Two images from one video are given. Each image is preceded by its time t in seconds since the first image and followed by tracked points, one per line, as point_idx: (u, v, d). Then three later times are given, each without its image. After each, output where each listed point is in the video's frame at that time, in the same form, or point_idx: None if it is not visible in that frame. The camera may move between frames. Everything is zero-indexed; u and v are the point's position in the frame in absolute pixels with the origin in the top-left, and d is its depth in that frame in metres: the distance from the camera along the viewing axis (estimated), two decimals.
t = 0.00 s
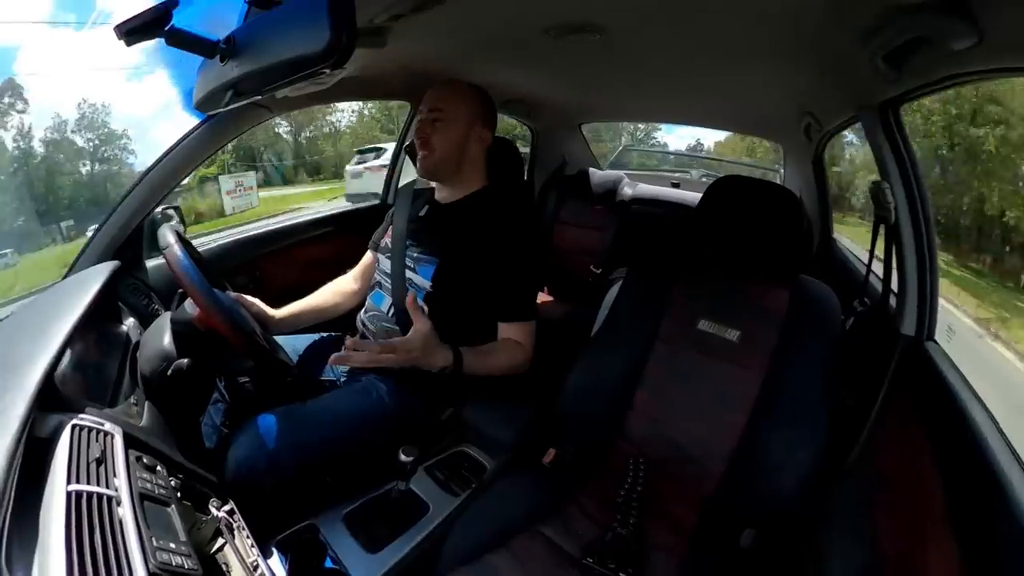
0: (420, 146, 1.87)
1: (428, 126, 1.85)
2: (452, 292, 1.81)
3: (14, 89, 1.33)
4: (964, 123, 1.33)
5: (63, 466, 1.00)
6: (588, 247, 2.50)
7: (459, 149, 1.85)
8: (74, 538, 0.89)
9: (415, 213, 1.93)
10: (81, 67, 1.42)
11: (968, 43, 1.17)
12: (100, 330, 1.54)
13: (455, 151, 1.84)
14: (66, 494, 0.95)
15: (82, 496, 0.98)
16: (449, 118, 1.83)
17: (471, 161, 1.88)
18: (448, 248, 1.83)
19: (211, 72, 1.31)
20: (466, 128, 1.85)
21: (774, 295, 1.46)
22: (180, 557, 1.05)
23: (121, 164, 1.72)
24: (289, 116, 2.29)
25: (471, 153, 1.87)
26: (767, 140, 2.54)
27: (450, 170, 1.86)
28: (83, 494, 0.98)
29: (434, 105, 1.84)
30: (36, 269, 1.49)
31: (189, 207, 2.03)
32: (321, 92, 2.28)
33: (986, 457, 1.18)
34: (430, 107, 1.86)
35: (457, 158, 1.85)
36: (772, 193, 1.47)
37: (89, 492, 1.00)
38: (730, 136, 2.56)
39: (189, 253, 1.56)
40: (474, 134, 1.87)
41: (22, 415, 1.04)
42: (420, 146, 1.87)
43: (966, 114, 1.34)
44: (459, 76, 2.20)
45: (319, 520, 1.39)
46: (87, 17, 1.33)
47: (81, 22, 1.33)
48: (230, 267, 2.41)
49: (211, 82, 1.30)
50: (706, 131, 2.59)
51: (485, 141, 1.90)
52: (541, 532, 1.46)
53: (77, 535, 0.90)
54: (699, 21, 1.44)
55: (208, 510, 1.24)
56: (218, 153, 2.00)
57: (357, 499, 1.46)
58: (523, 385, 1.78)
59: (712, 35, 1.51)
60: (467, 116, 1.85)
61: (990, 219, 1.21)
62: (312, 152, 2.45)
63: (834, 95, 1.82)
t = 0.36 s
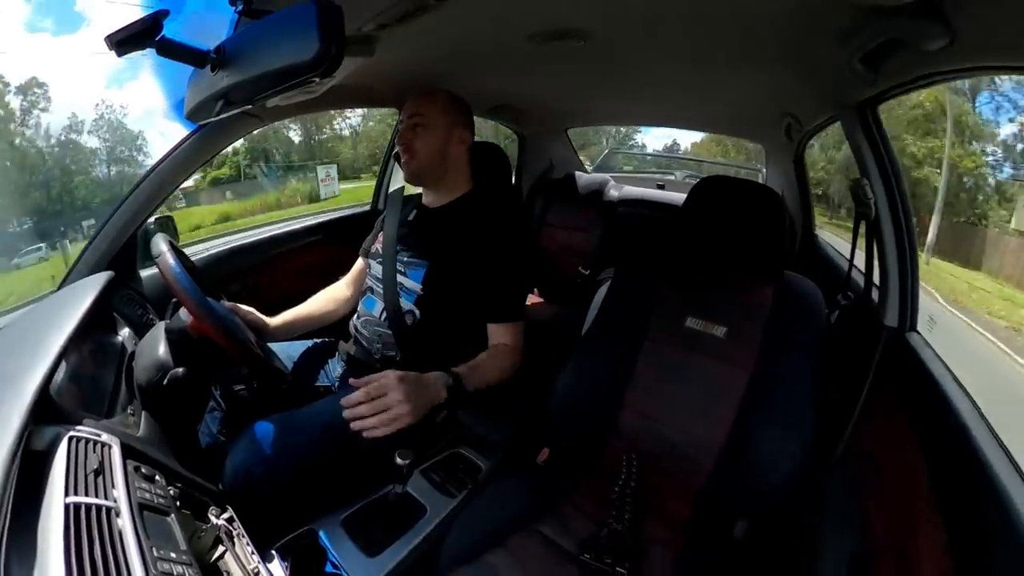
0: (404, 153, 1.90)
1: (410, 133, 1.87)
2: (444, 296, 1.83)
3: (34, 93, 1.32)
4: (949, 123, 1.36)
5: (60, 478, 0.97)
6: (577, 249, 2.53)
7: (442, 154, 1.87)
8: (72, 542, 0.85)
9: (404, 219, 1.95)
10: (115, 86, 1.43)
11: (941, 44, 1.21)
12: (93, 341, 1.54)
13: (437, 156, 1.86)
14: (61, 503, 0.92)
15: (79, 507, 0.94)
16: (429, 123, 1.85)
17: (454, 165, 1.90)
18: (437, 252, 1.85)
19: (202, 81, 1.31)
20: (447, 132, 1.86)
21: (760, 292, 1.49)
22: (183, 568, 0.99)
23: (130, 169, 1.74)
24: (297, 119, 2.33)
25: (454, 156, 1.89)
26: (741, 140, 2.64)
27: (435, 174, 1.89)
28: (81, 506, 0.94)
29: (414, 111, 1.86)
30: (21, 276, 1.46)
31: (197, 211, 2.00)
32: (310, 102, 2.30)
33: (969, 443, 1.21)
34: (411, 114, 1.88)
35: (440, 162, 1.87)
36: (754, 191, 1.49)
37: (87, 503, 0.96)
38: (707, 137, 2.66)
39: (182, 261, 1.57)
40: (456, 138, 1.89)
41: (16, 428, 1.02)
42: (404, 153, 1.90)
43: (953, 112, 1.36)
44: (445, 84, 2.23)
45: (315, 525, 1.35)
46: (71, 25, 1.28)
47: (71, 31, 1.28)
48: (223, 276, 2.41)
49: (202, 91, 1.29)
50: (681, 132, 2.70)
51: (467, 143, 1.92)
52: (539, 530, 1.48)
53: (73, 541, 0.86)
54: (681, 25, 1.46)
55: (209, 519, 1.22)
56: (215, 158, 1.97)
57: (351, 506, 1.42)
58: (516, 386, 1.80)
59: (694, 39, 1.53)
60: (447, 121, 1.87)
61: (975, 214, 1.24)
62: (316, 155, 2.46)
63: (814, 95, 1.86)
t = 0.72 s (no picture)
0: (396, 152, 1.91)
1: (402, 131, 1.88)
2: (437, 293, 1.85)
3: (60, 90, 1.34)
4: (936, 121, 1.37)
5: (57, 479, 0.95)
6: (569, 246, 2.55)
7: (433, 152, 1.88)
8: (68, 545, 0.84)
9: (397, 217, 1.96)
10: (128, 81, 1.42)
11: (925, 48, 1.22)
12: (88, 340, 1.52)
13: (429, 154, 1.88)
14: (58, 504, 0.90)
15: (78, 509, 0.92)
16: (421, 121, 1.86)
17: (446, 164, 1.91)
18: (430, 251, 1.86)
19: (195, 80, 1.32)
20: (439, 132, 1.87)
21: (746, 287, 1.52)
22: (183, 568, 0.98)
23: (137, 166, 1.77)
24: (306, 119, 2.43)
25: (445, 155, 1.90)
26: (730, 140, 2.73)
27: (426, 172, 1.90)
28: (80, 507, 0.93)
29: (408, 110, 1.87)
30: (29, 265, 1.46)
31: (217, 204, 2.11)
32: (302, 101, 2.31)
33: (953, 432, 1.24)
34: (404, 113, 1.89)
35: (431, 160, 1.88)
36: (743, 190, 1.50)
37: (86, 504, 0.95)
38: (688, 140, 2.73)
39: (176, 260, 1.58)
40: (447, 138, 1.89)
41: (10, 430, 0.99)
42: (396, 151, 1.91)
43: (937, 113, 1.37)
44: (437, 83, 2.25)
45: (314, 519, 1.38)
46: (49, 26, 1.25)
47: (59, 30, 1.26)
48: (216, 274, 2.41)
49: (196, 90, 1.30)
50: (665, 132, 2.79)
51: (460, 143, 1.92)
52: (534, 524, 1.49)
53: (69, 544, 0.84)
54: (672, 24, 1.48)
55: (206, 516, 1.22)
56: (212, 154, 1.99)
57: (348, 501, 1.44)
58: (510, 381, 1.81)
59: (684, 37, 1.55)
60: (441, 120, 1.88)
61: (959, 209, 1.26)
62: (324, 152, 2.56)
63: (801, 94, 1.88)
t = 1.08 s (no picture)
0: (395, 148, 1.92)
1: (404, 127, 1.88)
2: (432, 292, 1.86)
3: (91, 88, 1.42)
4: (923, 121, 1.38)
5: (55, 478, 0.96)
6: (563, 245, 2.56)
7: (436, 149, 1.89)
8: (67, 544, 0.85)
9: (393, 216, 1.96)
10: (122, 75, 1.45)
11: (915, 52, 1.24)
12: (85, 339, 1.53)
13: (432, 151, 1.88)
14: (54, 505, 0.91)
15: (76, 508, 0.93)
16: (426, 118, 1.86)
17: (446, 163, 1.92)
18: (425, 250, 1.87)
19: (191, 79, 1.33)
20: (442, 129, 1.88)
21: (738, 286, 1.54)
22: (180, 566, 0.99)
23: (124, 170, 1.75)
24: (316, 122, 2.56)
25: (447, 153, 1.91)
26: (721, 141, 2.73)
27: (427, 169, 1.90)
28: (78, 506, 0.94)
29: (413, 106, 1.87)
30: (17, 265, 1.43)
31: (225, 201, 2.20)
32: (298, 100, 2.32)
33: (942, 429, 1.26)
34: (407, 109, 1.89)
35: (433, 157, 1.89)
36: (735, 190, 1.52)
37: (84, 504, 0.96)
38: (679, 137, 2.72)
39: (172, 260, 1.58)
40: (450, 136, 1.90)
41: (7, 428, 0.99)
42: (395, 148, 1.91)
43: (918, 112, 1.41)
44: (432, 83, 2.26)
45: (312, 517, 1.40)
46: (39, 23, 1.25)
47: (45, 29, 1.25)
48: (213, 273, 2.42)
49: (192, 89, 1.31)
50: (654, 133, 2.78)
51: (461, 143, 1.94)
52: (529, 520, 1.51)
53: (66, 546, 0.85)
54: (665, 25, 1.49)
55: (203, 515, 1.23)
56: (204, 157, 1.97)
57: (345, 499, 1.45)
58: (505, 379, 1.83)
59: (677, 38, 1.56)
60: (444, 119, 1.89)
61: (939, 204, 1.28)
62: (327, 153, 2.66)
63: (794, 95, 1.89)
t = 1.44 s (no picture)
0: (392, 153, 1.92)
1: (400, 132, 1.89)
2: (430, 294, 1.87)
3: (125, 89, 1.49)
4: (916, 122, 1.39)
5: (55, 483, 0.96)
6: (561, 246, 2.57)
7: (432, 153, 1.89)
8: (65, 549, 0.85)
9: (391, 219, 1.97)
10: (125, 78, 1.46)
11: (908, 53, 1.25)
12: (84, 343, 1.52)
13: (427, 156, 1.89)
14: (53, 511, 0.91)
15: (75, 513, 0.94)
16: (421, 123, 1.87)
17: (443, 168, 1.92)
18: (423, 253, 1.88)
19: (189, 84, 1.33)
20: (438, 134, 1.89)
21: (733, 286, 1.55)
22: (180, 570, 0.99)
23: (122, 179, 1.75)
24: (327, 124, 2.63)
25: (443, 157, 1.91)
26: (717, 142, 2.75)
27: (424, 174, 1.91)
28: (76, 511, 0.94)
29: (408, 111, 1.88)
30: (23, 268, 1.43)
31: (244, 201, 2.28)
32: (295, 104, 2.33)
33: (937, 427, 1.27)
34: (403, 114, 1.90)
35: (430, 161, 1.90)
36: (731, 191, 1.53)
37: (83, 508, 0.96)
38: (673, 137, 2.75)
39: (170, 264, 1.58)
40: (447, 140, 1.91)
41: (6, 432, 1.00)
42: (392, 153, 1.92)
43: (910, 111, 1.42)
44: (428, 86, 2.27)
45: (312, 518, 1.40)
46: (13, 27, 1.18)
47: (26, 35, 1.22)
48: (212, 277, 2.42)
49: (190, 93, 1.31)
50: (644, 133, 2.81)
51: (458, 147, 1.94)
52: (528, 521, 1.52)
53: (66, 552, 0.85)
54: (660, 27, 1.50)
55: (203, 518, 1.24)
56: (201, 161, 1.97)
57: (344, 501, 1.46)
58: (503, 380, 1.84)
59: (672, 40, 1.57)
60: (439, 123, 1.89)
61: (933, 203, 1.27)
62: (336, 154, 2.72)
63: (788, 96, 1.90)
